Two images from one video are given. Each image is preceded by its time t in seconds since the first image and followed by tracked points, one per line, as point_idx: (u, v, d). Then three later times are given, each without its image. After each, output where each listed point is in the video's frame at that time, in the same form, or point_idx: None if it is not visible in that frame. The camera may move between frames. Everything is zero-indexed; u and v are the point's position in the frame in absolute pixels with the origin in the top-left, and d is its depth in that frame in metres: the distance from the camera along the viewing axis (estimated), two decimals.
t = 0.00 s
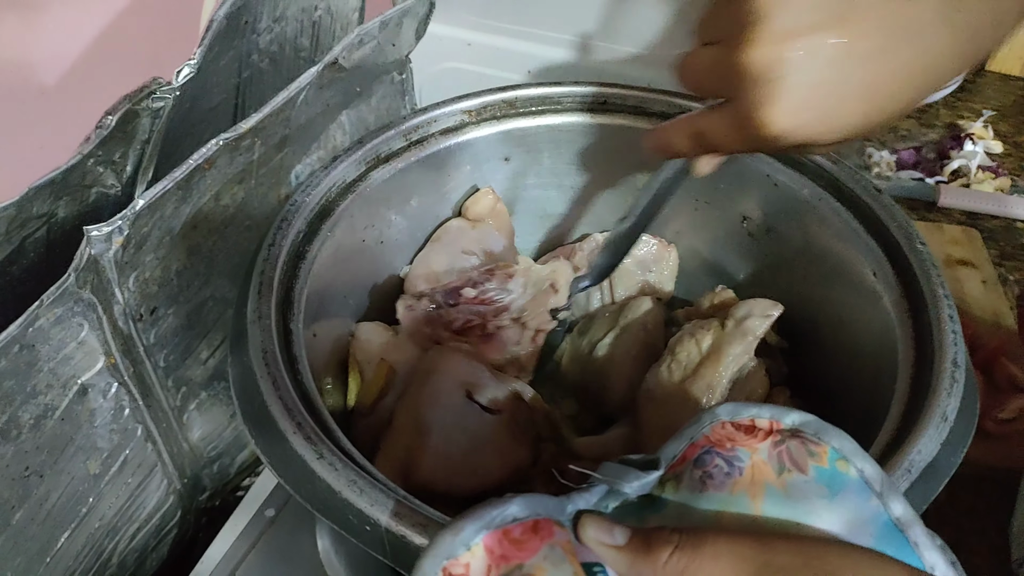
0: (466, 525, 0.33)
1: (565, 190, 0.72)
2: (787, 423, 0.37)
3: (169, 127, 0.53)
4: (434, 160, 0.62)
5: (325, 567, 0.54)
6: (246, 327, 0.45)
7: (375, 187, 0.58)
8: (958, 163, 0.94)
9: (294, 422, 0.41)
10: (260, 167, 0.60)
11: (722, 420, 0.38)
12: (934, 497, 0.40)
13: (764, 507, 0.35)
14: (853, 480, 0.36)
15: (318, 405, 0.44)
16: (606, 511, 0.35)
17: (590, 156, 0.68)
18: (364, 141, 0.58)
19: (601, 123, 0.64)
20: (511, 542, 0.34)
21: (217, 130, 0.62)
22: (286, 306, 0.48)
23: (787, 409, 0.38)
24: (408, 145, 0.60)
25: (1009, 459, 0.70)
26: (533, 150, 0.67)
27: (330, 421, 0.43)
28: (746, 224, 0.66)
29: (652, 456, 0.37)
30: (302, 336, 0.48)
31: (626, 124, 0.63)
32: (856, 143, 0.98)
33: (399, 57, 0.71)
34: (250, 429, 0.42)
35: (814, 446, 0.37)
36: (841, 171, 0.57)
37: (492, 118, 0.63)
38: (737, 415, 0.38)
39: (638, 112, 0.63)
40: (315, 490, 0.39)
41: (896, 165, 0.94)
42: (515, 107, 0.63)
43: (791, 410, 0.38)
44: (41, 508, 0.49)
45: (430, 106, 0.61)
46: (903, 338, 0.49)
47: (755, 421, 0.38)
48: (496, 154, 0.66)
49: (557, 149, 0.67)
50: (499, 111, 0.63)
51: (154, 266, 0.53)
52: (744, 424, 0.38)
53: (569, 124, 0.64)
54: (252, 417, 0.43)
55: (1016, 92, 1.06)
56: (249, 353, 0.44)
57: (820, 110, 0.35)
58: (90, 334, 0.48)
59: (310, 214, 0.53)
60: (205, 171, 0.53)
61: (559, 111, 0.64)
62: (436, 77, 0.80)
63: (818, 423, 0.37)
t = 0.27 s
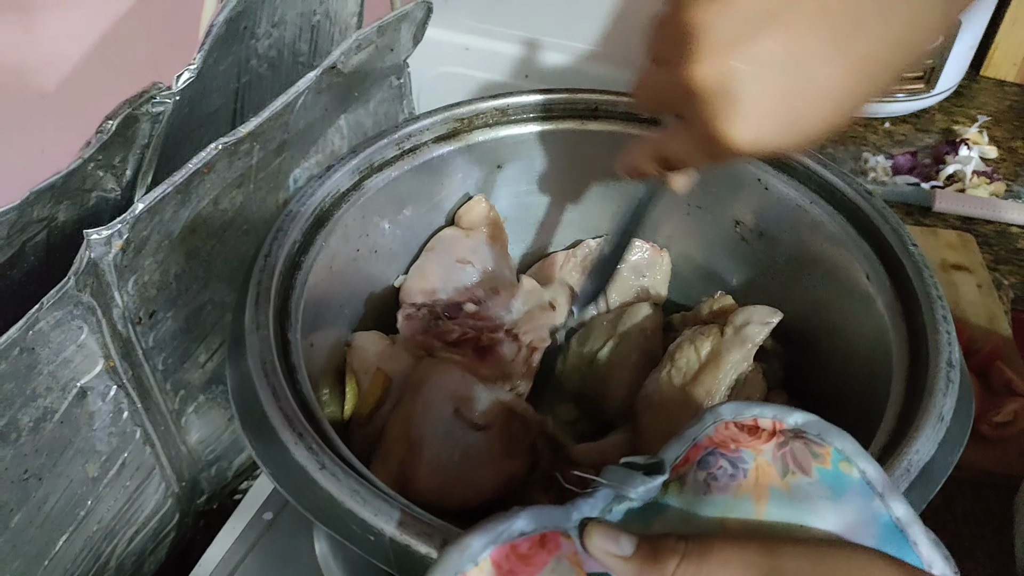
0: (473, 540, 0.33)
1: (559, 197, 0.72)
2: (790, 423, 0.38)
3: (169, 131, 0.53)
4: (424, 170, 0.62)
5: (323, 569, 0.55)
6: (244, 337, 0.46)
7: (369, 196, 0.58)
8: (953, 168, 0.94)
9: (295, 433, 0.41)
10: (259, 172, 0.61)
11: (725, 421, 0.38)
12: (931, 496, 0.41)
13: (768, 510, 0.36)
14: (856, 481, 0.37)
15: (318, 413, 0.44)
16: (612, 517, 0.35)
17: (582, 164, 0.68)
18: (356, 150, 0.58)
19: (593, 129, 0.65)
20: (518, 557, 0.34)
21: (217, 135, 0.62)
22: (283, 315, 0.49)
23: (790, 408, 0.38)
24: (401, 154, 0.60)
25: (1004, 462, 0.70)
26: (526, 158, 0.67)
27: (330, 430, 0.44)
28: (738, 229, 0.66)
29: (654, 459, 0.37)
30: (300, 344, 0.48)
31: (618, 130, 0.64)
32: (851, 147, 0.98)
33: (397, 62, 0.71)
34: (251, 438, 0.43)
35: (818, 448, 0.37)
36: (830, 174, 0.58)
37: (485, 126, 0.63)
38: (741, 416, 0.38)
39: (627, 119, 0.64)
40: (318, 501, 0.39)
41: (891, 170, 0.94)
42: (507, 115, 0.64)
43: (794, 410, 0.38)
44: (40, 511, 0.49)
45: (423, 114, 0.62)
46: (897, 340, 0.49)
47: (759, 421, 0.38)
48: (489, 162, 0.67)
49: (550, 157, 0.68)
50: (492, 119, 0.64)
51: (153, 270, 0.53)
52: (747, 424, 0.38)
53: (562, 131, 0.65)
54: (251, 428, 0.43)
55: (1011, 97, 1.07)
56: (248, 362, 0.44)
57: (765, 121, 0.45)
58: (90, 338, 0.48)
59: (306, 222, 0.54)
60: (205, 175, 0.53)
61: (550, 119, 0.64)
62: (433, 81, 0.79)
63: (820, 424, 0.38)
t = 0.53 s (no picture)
0: (489, 560, 0.33)
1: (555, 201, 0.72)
2: (799, 429, 0.38)
3: (168, 138, 0.53)
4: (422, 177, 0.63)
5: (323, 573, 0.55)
6: (243, 353, 0.46)
7: (364, 207, 0.58)
8: (950, 171, 0.94)
9: (299, 451, 0.41)
10: (259, 178, 0.61)
11: (734, 428, 0.38)
12: (942, 489, 0.40)
13: (780, 517, 0.36)
14: (866, 486, 0.37)
15: (322, 430, 0.45)
16: (624, 530, 0.35)
17: (577, 169, 0.69)
18: (352, 160, 0.58)
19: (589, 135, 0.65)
20: None
21: (216, 140, 0.63)
22: (281, 329, 0.49)
23: (798, 415, 0.39)
24: (395, 163, 0.60)
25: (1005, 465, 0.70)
26: (520, 165, 0.68)
27: (335, 446, 0.44)
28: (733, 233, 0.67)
29: (665, 467, 0.38)
30: (300, 360, 0.49)
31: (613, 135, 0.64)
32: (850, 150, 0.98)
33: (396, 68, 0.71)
34: (253, 455, 0.42)
35: (828, 453, 0.38)
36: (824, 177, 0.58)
37: (479, 134, 0.63)
38: (750, 420, 0.38)
39: (622, 124, 0.64)
40: (327, 519, 0.39)
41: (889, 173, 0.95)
42: (500, 123, 0.64)
43: (802, 416, 0.39)
44: (40, 517, 0.50)
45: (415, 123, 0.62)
46: (898, 343, 0.49)
47: (768, 427, 0.38)
48: (483, 171, 0.67)
49: (546, 166, 0.68)
50: (485, 127, 0.63)
51: (152, 275, 0.53)
52: (756, 430, 0.38)
53: (556, 138, 0.65)
54: (253, 445, 0.43)
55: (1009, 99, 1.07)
56: (250, 378, 0.44)
57: (865, 156, 0.29)
58: (89, 344, 0.48)
59: (303, 233, 0.54)
60: (204, 181, 0.53)
61: (544, 125, 0.64)
62: (432, 87, 0.80)
63: (829, 429, 0.38)
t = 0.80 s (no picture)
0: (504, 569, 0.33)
1: (562, 202, 0.72)
2: (813, 430, 0.38)
3: (179, 135, 0.54)
4: (431, 176, 0.63)
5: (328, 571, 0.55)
6: (252, 351, 0.46)
7: (373, 205, 0.58)
8: (958, 174, 0.94)
9: (311, 449, 0.41)
10: (267, 175, 0.61)
11: (748, 427, 0.38)
12: (955, 492, 0.40)
13: (793, 519, 0.36)
14: (880, 488, 0.36)
15: (332, 427, 0.45)
16: (637, 533, 0.35)
17: (586, 170, 0.68)
18: (361, 158, 0.59)
19: (597, 135, 0.64)
20: None
21: (225, 137, 0.63)
22: (291, 327, 0.49)
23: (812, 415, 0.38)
24: (405, 162, 0.61)
25: (1012, 468, 0.70)
26: (528, 164, 0.68)
27: (345, 442, 0.44)
28: (742, 233, 0.67)
29: (678, 468, 0.37)
30: (310, 357, 0.49)
31: (622, 135, 0.64)
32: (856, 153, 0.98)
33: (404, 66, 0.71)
34: (264, 452, 0.42)
35: (841, 455, 0.37)
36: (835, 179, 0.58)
37: (488, 133, 0.63)
38: (764, 421, 0.38)
39: (631, 124, 0.64)
40: (337, 517, 0.39)
41: (897, 175, 0.95)
42: (510, 122, 0.64)
43: (817, 417, 0.38)
44: (47, 512, 0.50)
45: (427, 122, 0.62)
46: (911, 345, 0.49)
47: (781, 427, 0.38)
48: (492, 170, 0.67)
49: (555, 167, 0.68)
50: (495, 126, 0.64)
51: (161, 271, 0.53)
52: (770, 431, 0.38)
53: (566, 138, 0.65)
54: (263, 442, 0.43)
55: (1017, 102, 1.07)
56: (260, 375, 0.45)
57: None
58: (98, 339, 0.48)
59: (310, 234, 0.54)
60: (213, 178, 0.53)
61: (553, 125, 0.64)
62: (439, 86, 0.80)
63: (843, 430, 0.38)
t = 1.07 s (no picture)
0: None
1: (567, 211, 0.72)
2: (814, 441, 0.37)
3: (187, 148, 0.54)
4: (437, 186, 0.63)
5: None
6: (261, 362, 0.46)
7: (379, 216, 0.59)
8: (963, 179, 0.94)
9: (316, 460, 0.42)
10: (274, 186, 0.61)
11: (749, 439, 0.37)
12: (955, 505, 0.40)
13: (794, 534, 0.37)
14: (880, 502, 0.36)
15: (337, 437, 0.45)
16: (637, 544, 0.35)
17: (590, 179, 0.69)
18: (367, 168, 0.59)
19: (601, 143, 0.65)
20: None
21: (232, 148, 0.63)
22: (298, 338, 0.49)
23: (814, 426, 0.37)
24: (411, 172, 0.61)
25: (1018, 476, 0.70)
26: (533, 173, 0.68)
27: (349, 452, 0.44)
28: (747, 242, 0.67)
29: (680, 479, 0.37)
30: (316, 368, 0.49)
31: (626, 145, 0.64)
32: (861, 158, 0.99)
33: (409, 76, 0.72)
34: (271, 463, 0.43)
35: (842, 467, 0.37)
36: (840, 189, 0.58)
37: (493, 143, 0.64)
38: (764, 432, 0.37)
39: (635, 133, 0.64)
40: (342, 528, 0.40)
41: (902, 180, 0.95)
42: (515, 132, 0.64)
43: (818, 427, 0.37)
44: (59, 523, 0.50)
45: (432, 132, 0.62)
46: (914, 354, 0.49)
47: (782, 439, 0.37)
48: (497, 179, 0.67)
49: (559, 176, 0.68)
50: (500, 135, 0.64)
51: (169, 284, 0.54)
52: (771, 442, 0.37)
53: (570, 147, 0.65)
54: (271, 453, 0.43)
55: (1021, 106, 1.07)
56: (267, 387, 0.45)
57: None
58: (108, 352, 0.48)
59: (317, 244, 0.54)
60: (221, 190, 0.54)
61: (558, 134, 0.64)
62: (442, 96, 0.78)
63: (844, 442, 0.37)
